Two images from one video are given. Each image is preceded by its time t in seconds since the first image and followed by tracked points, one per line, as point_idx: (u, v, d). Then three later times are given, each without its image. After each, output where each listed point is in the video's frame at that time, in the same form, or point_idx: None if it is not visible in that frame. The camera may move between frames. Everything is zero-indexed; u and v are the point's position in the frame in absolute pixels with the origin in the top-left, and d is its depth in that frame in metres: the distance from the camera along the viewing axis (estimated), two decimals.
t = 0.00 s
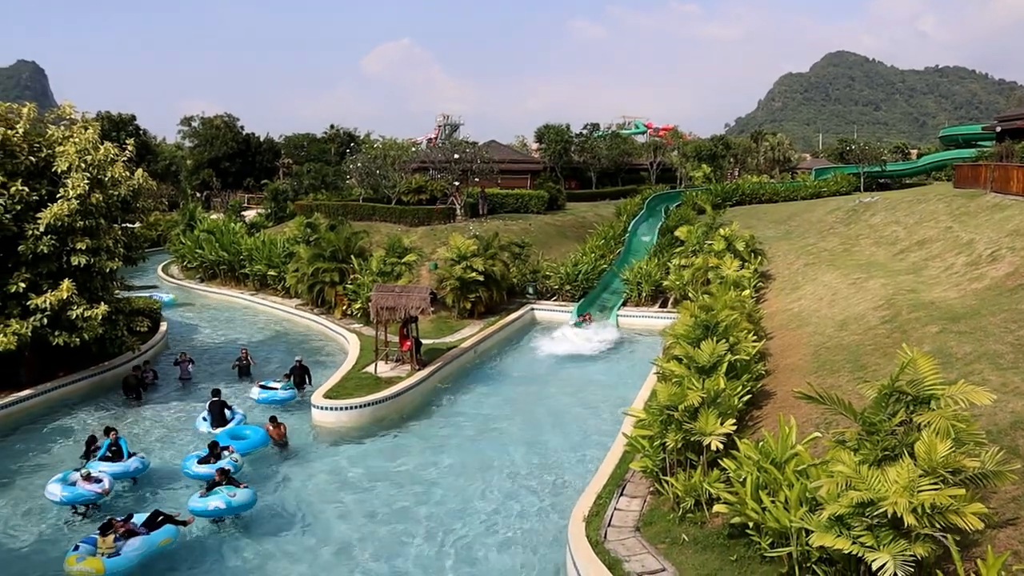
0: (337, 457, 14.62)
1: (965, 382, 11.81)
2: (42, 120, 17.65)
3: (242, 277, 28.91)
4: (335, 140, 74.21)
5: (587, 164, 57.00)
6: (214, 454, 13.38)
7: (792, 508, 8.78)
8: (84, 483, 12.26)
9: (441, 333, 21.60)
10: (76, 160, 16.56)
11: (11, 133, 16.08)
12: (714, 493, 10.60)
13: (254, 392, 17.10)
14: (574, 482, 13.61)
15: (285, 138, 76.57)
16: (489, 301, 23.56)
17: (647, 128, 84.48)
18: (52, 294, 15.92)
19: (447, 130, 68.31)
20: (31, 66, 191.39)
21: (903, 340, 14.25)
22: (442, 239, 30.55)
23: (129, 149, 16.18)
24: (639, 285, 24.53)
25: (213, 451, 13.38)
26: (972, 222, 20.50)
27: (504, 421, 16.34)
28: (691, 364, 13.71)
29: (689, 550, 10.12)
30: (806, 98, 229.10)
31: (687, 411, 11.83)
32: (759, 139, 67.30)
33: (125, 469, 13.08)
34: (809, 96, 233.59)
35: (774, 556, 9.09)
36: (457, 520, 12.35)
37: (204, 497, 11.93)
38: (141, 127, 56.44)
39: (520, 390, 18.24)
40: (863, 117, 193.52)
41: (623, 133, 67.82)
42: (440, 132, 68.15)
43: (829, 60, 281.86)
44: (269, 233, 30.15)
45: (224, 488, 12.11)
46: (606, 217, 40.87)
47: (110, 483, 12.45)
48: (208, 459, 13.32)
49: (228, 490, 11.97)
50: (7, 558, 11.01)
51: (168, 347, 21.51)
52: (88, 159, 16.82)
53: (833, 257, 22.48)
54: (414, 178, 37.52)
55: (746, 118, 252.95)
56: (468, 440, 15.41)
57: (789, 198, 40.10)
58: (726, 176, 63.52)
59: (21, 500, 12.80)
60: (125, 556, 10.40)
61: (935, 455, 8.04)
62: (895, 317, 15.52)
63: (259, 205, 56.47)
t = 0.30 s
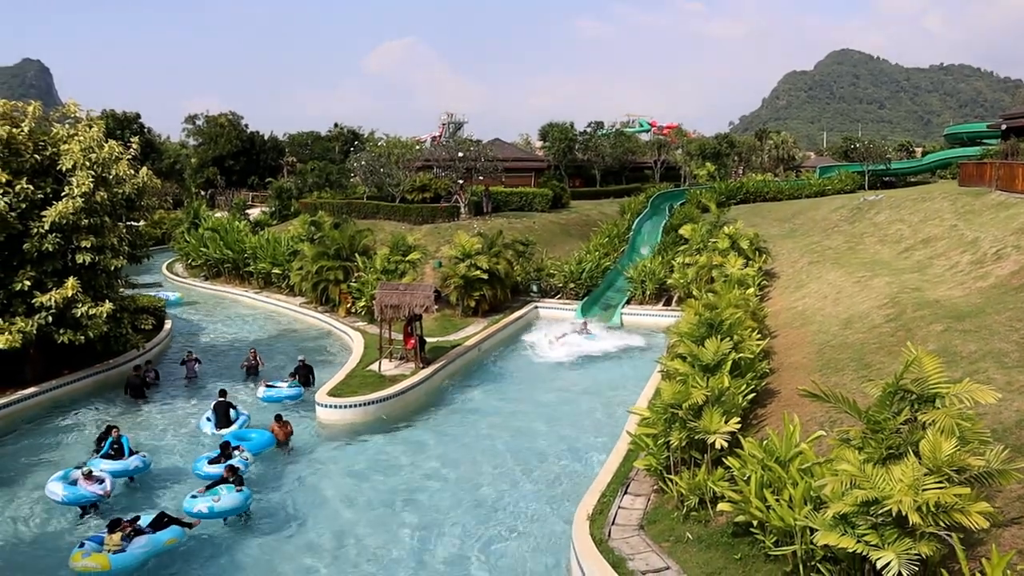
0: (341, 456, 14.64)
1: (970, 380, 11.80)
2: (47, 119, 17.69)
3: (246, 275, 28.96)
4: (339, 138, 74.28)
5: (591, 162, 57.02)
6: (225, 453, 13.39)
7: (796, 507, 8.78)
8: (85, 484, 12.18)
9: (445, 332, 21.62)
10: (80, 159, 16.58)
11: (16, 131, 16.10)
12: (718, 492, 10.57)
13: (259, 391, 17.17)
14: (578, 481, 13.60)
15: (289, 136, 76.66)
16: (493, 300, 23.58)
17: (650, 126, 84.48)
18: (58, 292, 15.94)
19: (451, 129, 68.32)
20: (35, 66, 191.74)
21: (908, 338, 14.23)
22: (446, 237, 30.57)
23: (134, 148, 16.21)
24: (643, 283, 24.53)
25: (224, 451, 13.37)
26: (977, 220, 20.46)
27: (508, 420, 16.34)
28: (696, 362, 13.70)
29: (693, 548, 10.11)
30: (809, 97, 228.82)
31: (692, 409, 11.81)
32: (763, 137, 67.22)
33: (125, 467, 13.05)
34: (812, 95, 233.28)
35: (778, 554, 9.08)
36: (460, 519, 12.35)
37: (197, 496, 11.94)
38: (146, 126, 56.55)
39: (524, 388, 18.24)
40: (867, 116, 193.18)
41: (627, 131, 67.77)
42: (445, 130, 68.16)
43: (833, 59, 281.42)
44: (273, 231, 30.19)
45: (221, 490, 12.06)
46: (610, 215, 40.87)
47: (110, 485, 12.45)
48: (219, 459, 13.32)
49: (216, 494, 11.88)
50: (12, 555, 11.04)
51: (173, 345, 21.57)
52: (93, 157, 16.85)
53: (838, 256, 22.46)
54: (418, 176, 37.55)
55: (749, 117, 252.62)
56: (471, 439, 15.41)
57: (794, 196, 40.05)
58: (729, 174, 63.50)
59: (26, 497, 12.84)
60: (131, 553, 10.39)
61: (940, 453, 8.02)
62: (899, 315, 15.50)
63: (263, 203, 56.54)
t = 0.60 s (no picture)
0: (346, 454, 14.65)
1: (975, 379, 11.77)
2: (52, 118, 17.72)
3: (250, 274, 29.00)
4: (343, 137, 74.35)
5: (595, 161, 56.99)
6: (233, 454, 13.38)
7: (801, 505, 8.76)
8: (86, 485, 12.24)
9: (449, 330, 21.61)
10: (85, 158, 16.61)
11: (21, 131, 16.14)
12: (722, 490, 10.56)
13: (263, 391, 17.20)
14: (582, 479, 13.60)
15: (293, 134, 76.74)
16: (496, 298, 23.57)
17: (654, 125, 84.38)
18: (62, 291, 15.98)
19: (454, 127, 68.32)
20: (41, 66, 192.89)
21: (912, 336, 14.20)
22: (450, 235, 30.59)
23: (139, 147, 16.23)
24: (647, 282, 24.51)
25: (233, 452, 13.25)
26: (982, 218, 20.40)
27: (512, 418, 16.34)
28: (700, 360, 13.69)
29: (698, 547, 10.10)
30: (813, 95, 228.42)
31: (696, 407, 11.79)
32: (766, 135, 67.12)
33: (127, 467, 13.10)
34: (816, 93, 232.81)
35: (783, 552, 9.07)
36: (465, 517, 12.35)
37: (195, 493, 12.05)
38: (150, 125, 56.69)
39: (527, 386, 18.24)
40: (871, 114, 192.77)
41: (631, 129, 67.74)
42: (448, 129, 68.15)
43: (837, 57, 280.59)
44: (277, 230, 30.22)
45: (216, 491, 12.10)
46: (614, 213, 40.85)
47: (112, 485, 12.44)
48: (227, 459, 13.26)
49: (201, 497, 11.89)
50: (18, 553, 11.09)
51: (177, 344, 21.62)
52: (97, 156, 16.89)
53: (842, 254, 22.41)
54: (422, 175, 37.56)
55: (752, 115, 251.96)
56: (475, 437, 15.41)
57: (798, 194, 39.97)
58: (733, 172, 63.44)
59: (32, 495, 12.89)
60: (136, 553, 10.46)
61: (945, 451, 8.01)
62: (904, 313, 15.47)
63: (267, 202, 56.65)
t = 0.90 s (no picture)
0: (348, 452, 14.66)
1: (979, 377, 11.75)
2: (55, 117, 17.74)
3: (253, 272, 29.03)
4: (346, 135, 74.34)
5: (597, 159, 56.95)
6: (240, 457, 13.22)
7: (805, 503, 8.76)
8: (84, 485, 12.18)
9: (451, 328, 21.61)
10: (88, 156, 16.63)
11: (24, 129, 16.15)
12: (725, 488, 10.55)
13: (264, 392, 17.04)
14: (585, 478, 13.59)
15: (296, 133, 76.78)
16: (500, 296, 23.55)
17: (657, 123, 84.36)
18: (66, 289, 16.00)
19: (457, 125, 68.33)
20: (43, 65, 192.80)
21: (916, 335, 14.17)
22: (453, 234, 30.59)
23: (142, 145, 16.24)
24: (650, 280, 24.48)
25: (239, 454, 13.09)
26: (986, 216, 20.36)
27: (515, 417, 16.33)
28: (703, 359, 13.68)
29: (701, 545, 10.10)
30: (815, 94, 228.23)
31: (699, 405, 11.78)
32: (769, 133, 67.02)
33: (128, 468, 13.09)
34: (818, 91, 232.53)
35: (786, 550, 9.07)
36: (468, 515, 12.34)
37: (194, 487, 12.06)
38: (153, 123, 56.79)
39: (530, 385, 18.22)
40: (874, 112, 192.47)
41: (634, 128, 67.70)
42: (451, 127, 68.17)
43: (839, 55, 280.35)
44: (280, 228, 30.24)
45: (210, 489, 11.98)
46: (617, 211, 40.81)
47: (110, 484, 12.42)
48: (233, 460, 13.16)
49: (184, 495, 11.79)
50: (21, 551, 11.10)
51: (180, 342, 21.63)
52: (101, 155, 16.91)
53: (845, 252, 22.37)
54: (425, 173, 37.56)
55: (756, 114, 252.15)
56: (478, 436, 15.41)
57: (801, 192, 39.92)
58: (736, 170, 63.37)
59: (35, 494, 12.91)
60: (142, 553, 10.45)
61: (949, 449, 8.01)
62: (907, 311, 15.44)
63: (270, 201, 56.70)
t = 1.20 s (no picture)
0: (351, 450, 14.67)
1: (983, 374, 11.72)
2: (59, 115, 17.76)
3: (257, 270, 29.07)
4: (349, 133, 74.31)
5: (601, 157, 56.93)
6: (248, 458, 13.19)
7: (808, 501, 8.76)
8: (82, 486, 12.12)
9: (454, 326, 21.62)
10: (92, 155, 16.66)
11: (28, 128, 16.19)
12: (728, 486, 10.54)
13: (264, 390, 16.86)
14: (588, 476, 13.58)
15: (299, 131, 76.84)
16: (503, 294, 23.55)
17: (660, 121, 84.26)
18: (70, 288, 16.04)
19: (460, 123, 68.33)
20: (47, 64, 193.19)
21: (919, 333, 14.14)
22: (456, 232, 30.61)
23: (146, 144, 16.26)
24: (653, 278, 24.44)
25: (245, 456, 13.08)
26: (990, 213, 20.31)
27: (518, 414, 16.35)
28: (706, 357, 13.65)
29: (704, 543, 10.10)
30: (819, 91, 227.77)
31: (702, 403, 11.77)
32: (773, 130, 66.89)
33: (129, 467, 13.10)
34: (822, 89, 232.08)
35: (789, 548, 9.06)
36: (470, 513, 12.35)
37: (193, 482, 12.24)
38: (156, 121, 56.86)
39: (533, 383, 18.22)
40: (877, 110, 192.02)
41: (637, 125, 67.64)
42: (454, 125, 68.16)
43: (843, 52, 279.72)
44: (284, 226, 30.26)
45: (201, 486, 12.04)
46: (620, 209, 40.80)
47: (107, 485, 12.31)
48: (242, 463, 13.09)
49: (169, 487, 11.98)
50: (26, 549, 11.14)
51: (184, 340, 21.66)
52: (104, 154, 16.94)
53: (849, 249, 22.32)
54: (428, 171, 37.56)
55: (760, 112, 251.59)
56: (481, 434, 15.41)
57: (804, 189, 39.84)
58: (740, 168, 63.28)
59: (40, 491, 12.95)
60: (149, 552, 10.40)
61: (953, 447, 7.99)
62: (911, 309, 15.41)
63: (273, 199, 56.74)
